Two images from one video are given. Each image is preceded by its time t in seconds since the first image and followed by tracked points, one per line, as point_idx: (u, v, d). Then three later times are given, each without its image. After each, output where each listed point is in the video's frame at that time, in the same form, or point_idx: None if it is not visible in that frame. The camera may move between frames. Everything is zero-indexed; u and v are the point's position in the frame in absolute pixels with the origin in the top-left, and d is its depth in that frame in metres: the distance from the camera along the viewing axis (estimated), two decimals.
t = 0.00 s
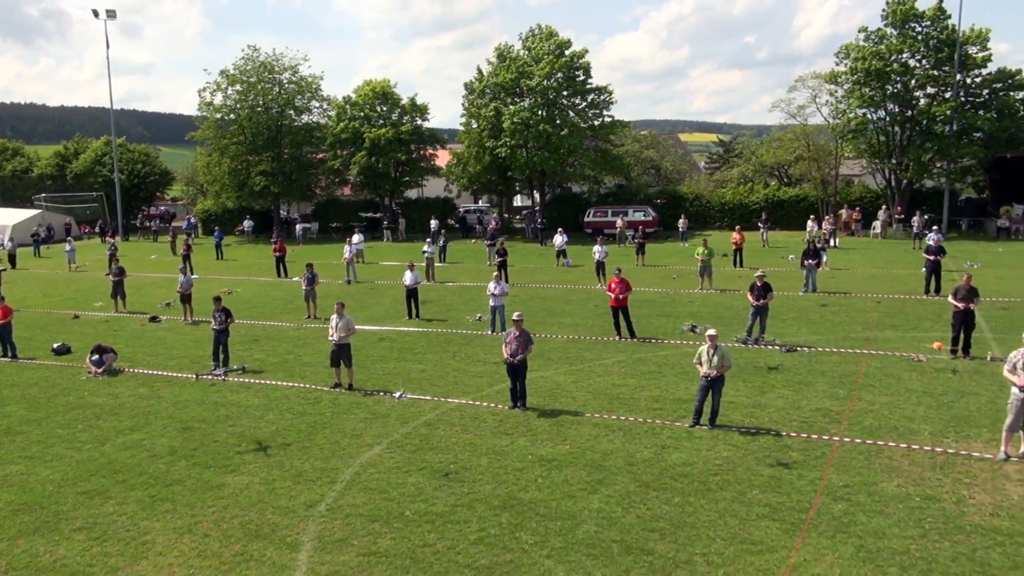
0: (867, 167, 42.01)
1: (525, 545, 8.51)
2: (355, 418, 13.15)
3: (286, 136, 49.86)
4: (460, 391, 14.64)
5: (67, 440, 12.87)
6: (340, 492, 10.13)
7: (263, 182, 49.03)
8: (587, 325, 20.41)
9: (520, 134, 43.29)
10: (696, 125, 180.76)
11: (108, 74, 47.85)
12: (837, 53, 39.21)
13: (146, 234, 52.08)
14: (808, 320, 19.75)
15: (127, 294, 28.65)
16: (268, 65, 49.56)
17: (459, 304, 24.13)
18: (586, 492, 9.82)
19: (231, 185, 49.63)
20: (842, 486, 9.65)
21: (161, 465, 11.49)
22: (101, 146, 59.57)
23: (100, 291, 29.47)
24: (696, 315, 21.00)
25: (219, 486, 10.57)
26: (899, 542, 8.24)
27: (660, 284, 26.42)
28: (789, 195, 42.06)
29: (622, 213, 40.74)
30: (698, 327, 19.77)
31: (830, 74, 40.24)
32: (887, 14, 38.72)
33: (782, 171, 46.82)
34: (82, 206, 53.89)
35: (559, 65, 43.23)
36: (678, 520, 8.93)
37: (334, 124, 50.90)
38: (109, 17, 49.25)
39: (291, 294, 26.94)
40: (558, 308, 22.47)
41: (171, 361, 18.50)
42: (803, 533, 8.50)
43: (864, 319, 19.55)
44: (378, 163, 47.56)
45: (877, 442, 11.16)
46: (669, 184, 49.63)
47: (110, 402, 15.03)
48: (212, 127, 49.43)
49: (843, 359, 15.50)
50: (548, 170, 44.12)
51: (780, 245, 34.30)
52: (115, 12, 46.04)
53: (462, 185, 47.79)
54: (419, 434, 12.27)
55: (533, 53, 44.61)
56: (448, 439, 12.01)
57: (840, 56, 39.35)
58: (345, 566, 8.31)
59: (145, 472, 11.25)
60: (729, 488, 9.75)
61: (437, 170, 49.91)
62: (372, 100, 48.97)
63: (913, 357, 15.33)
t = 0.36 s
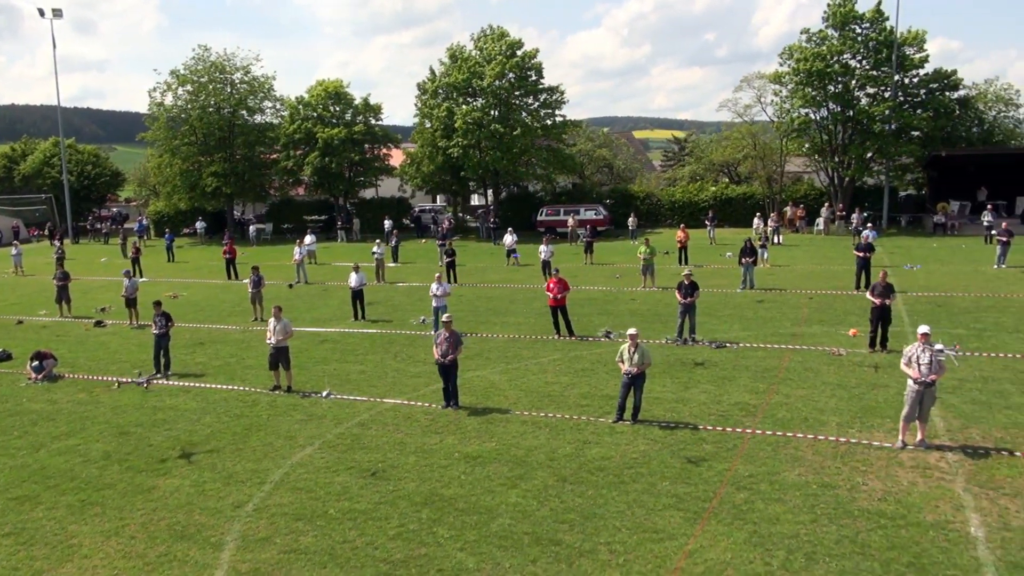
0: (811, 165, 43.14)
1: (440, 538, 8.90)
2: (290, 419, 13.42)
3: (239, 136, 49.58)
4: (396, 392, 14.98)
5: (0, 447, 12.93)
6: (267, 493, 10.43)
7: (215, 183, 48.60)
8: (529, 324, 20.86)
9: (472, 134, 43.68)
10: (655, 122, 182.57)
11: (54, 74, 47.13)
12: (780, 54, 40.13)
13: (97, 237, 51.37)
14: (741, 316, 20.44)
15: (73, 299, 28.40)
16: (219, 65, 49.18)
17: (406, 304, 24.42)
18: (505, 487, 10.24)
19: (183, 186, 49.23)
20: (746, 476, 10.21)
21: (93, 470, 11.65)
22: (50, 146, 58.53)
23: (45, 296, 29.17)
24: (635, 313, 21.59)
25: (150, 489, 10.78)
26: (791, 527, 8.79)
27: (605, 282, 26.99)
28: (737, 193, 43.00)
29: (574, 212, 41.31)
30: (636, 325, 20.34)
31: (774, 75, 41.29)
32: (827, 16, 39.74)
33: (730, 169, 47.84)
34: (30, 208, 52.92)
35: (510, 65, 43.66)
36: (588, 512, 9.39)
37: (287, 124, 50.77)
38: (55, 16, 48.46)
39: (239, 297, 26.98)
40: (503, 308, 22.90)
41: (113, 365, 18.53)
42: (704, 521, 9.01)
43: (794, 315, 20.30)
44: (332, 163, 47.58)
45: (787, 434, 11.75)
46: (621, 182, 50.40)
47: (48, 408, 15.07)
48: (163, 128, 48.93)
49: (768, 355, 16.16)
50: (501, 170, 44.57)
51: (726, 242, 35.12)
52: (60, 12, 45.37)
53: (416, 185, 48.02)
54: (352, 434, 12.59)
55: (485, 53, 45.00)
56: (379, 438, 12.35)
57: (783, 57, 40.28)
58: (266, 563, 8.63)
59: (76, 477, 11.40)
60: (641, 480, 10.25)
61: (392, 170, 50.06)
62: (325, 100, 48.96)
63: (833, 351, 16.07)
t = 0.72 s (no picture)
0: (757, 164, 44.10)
1: (349, 534, 9.22)
2: (219, 422, 13.64)
3: (190, 137, 49.21)
4: (328, 392, 15.26)
5: None
6: (187, 495, 10.66)
7: (165, 184, 48.16)
8: (469, 324, 21.23)
9: (424, 134, 43.90)
10: (617, 120, 184.03)
11: None
12: (725, 55, 40.96)
13: (45, 239, 50.59)
14: (675, 314, 21.01)
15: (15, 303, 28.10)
16: (169, 64, 48.72)
17: (351, 305, 24.64)
18: (420, 484, 10.59)
19: (133, 187, 48.74)
20: (651, 469, 10.68)
21: (16, 475, 11.76)
22: None
23: None
24: (574, 312, 22.06)
25: (71, 493, 10.95)
26: (685, 516, 9.25)
27: (549, 282, 27.46)
28: (686, 192, 43.78)
29: (526, 211, 41.71)
30: (573, 324, 20.82)
31: (720, 76, 42.15)
32: (770, 18, 40.61)
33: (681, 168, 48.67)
34: None
35: (461, 66, 43.94)
36: (495, 507, 9.78)
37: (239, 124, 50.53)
38: None
39: (185, 299, 26.95)
40: (446, 309, 23.25)
41: (48, 370, 18.49)
42: (603, 513, 9.45)
43: (726, 312, 20.94)
44: (285, 163, 47.46)
45: (697, 428, 12.25)
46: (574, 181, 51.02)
47: None
48: (111, 128, 48.35)
49: (693, 352, 16.73)
50: (454, 170, 44.84)
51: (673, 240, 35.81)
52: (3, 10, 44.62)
53: (369, 185, 48.12)
54: (278, 435, 12.84)
55: (436, 54, 45.23)
56: (305, 439, 12.63)
57: (728, 58, 41.12)
58: (177, 562, 8.87)
59: None
60: (550, 475, 10.66)
61: (345, 170, 50.08)
62: (277, 99, 48.83)
63: (755, 348, 16.69)
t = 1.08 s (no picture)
0: (706, 165, 44.92)
1: (255, 533, 9.49)
2: (144, 425, 13.78)
3: (141, 138, 48.77)
4: (258, 395, 15.45)
5: None
6: (102, 497, 10.83)
7: (116, 186, 47.68)
8: (408, 325, 21.49)
9: (377, 136, 44.03)
10: (581, 121, 185.10)
11: None
12: (673, 58, 41.68)
13: None
14: (610, 314, 21.48)
15: None
16: (119, 64, 48.24)
17: (294, 308, 24.77)
18: (332, 483, 10.88)
19: (83, 188, 48.18)
20: (557, 465, 11.08)
21: None
22: None
23: None
24: (513, 313, 22.44)
25: None
26: (579, 509, 9.67)
27: (494, 283, 27.82)
28: (637, 193, 44.43)
29: (478, 212, 42.04)
30: (510, 324, 21.18)
31: (669, 78, 42.87)
32: (716, 22, 41.42)
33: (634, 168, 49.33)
34: None
35: (414, 67, 44.14)
36: (401, 504, 10.10)
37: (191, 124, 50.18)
38: None
39: (128, 303, 26.83)
40: (388, 311, 23.49)
41: None
42: (503, 507, 9.82)
43: (660, 312, 21.46)
44: (237, 165, 47.26)
45: (610, 425, 12.68)
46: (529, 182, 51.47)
47: None
48: (60, 129, 47.72)
49: (620, 351, 17.18)
50: (407, 171, 45.00)
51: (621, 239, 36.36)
52: None
53: (323, 186, 48.10)
54: (201, 438, 13.04)
55: (389, 55, 45.41)
56: (227, 441, 12.84)
57: (676, 61, 41.85)
58: (82, 563, 9.07)
59: None
60: (460, 473, 11.01)
61: (299, 171, 49.99)
62: (230, 100, 48.60)
63: (679, 346, 17.19)
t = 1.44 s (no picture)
0: (655, 168, 45.69)
1: (163, 533, 9.71)
2: (66, 430, 13.86)
3: (89, 139, 48.17)
4: (185, 399, 15.58)
5: None
6: (15, 501, 10.96)
7: (63, 188, 47.06)
8: (346, 328, 21.70)
9: (328, 139, 44.09)
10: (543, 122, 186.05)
11: None
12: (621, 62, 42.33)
13: None
14: (546, 315, 21.91)
15: None
16: (66, 65, 47.61)
17: (236, 312, 24.82)
18: (246, 484, 11.12)
19: (29, 191, 47.48)
20: (467, 463, 11.44)
21: None
22: None
23: None
24: (451, 315, 22.76)
25: None
26: (480, 505, 10.04)
27: (438, 285, 28.12)
28: (587, 195, 45.05)
29: (430, 214, 42.35)
30: (447, 326, 21.50)
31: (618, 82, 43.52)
32: (663, 27, 42.13)
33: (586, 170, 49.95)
34: None
35: (365, 71, 44.26)
36: (310, 503, 10.39)
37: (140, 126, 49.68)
38: None
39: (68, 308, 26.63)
40: (329, 314, 23.66)
41: None
42: (407, 505, 10.15)
43: (594, 313, 21.95)
44: (187, 167, 46.92)
45: (525, 424, 13.08)
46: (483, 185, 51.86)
47: None
48: (5, 130, 46.96)
49: (547, 352, 17.59)
50: (359, 174, 45.11)
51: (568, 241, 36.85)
52: None
53: (275, 189, 47.98)
54: (121, 442, 13.16)
55: (341, 58, 45.48)
56: (147, 444, 12.99)
57: (625, 65, 42.51)
58: None
59: None
60: (372, 472, 11.32)
61: (252, 174, 49.78)
62: (180, 102, 48.21)
63: (605, 346, 17.65)
